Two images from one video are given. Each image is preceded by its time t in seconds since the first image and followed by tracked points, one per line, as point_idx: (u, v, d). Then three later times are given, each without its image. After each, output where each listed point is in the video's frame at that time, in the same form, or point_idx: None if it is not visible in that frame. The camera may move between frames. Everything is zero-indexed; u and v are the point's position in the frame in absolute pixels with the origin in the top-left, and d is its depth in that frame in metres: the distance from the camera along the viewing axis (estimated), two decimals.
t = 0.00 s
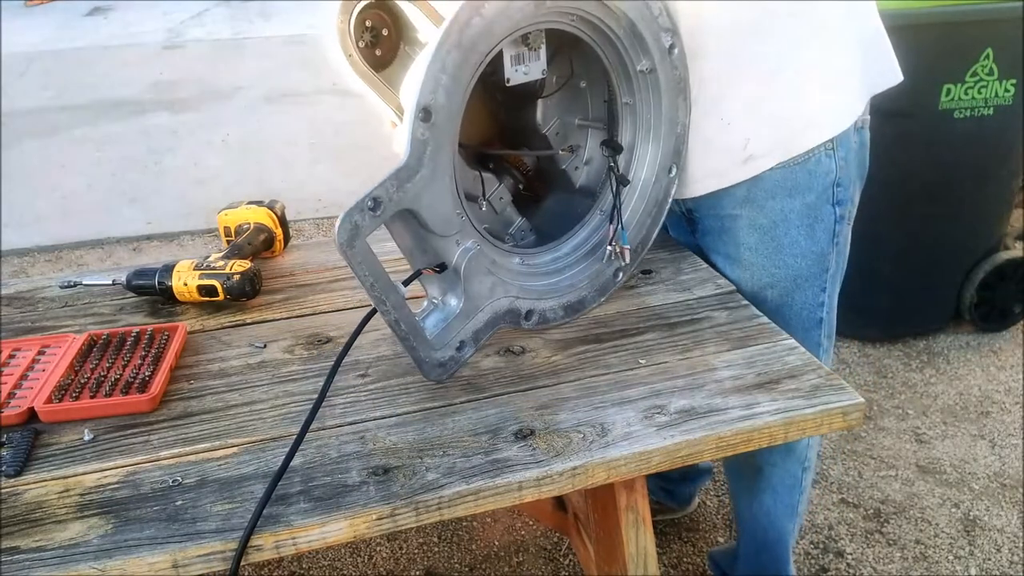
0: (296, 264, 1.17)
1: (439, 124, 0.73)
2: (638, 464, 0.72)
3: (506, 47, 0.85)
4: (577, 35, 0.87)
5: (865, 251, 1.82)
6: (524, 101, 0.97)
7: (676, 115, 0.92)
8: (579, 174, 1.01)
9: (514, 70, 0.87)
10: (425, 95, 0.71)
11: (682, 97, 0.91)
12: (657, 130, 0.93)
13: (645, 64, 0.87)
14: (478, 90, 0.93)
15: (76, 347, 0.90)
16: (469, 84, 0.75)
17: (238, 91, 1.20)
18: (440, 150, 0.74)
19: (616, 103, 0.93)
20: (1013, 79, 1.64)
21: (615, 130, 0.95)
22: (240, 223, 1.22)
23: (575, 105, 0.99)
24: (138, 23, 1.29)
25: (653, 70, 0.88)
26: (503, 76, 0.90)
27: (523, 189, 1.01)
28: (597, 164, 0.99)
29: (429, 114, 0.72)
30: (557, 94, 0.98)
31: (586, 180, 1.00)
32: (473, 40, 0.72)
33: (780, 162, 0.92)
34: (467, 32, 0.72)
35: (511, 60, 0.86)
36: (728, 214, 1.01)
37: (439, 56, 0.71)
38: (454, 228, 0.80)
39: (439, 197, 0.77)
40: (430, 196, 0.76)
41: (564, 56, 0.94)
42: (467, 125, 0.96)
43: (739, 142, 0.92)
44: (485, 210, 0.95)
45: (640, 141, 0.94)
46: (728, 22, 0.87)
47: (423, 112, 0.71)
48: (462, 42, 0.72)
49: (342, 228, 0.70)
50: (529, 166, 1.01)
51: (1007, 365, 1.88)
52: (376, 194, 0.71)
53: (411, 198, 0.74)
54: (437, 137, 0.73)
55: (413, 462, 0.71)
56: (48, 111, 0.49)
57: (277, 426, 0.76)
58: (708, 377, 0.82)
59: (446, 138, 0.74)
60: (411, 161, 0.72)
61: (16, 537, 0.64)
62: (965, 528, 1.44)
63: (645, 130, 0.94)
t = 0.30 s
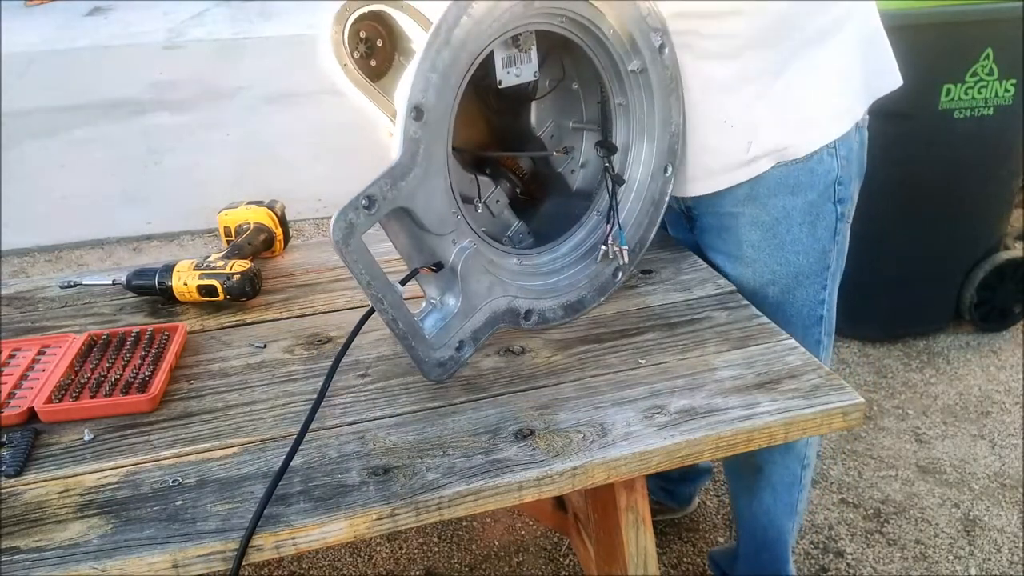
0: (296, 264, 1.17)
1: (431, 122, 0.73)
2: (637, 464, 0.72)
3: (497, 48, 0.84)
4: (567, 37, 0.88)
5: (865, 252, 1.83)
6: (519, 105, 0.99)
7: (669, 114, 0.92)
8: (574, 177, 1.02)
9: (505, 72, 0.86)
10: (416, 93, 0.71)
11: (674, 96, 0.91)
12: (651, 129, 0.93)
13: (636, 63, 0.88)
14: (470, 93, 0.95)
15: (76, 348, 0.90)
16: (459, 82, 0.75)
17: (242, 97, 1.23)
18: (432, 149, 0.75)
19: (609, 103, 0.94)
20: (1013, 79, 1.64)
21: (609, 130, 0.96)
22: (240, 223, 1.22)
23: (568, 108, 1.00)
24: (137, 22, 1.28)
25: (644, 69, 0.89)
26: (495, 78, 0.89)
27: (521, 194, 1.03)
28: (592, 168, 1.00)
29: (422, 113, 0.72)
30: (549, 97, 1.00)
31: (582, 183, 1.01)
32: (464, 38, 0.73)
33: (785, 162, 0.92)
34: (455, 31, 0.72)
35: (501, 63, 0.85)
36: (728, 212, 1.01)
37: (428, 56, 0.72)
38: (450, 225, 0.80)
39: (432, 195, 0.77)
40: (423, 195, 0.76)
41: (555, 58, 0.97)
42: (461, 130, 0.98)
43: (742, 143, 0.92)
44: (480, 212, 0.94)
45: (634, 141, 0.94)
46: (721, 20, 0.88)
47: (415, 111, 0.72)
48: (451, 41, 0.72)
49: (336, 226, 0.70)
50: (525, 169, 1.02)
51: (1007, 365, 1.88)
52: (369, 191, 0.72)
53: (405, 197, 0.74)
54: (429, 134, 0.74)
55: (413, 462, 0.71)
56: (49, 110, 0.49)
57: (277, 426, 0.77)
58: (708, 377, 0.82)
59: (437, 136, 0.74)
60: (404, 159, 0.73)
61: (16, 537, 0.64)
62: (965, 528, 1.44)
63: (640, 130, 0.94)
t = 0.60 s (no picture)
0: (296, 264, 1.17)
1: (411, 123, 0.74)
2: (637, 464, 0.72)
3: (472, 58, 0.89)
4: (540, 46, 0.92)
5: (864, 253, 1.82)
6: (501, 118, 1.05)
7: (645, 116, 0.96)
8: (563, 186, 1.04)
9: (483, 81, 0.90)
10: (394, 93, 0.72)
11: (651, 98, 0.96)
12: (631, 130, 0.96)
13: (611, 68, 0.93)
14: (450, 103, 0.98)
15: (76, 348, 0.90)
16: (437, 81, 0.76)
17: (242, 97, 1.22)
18: (415, 149, 0.76)
19: (586, 110, 0.98)
20: (1013, 79, 1.64)
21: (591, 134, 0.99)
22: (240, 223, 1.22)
23: (546, 117, 1.04)
24: (137, 22, 1.29)
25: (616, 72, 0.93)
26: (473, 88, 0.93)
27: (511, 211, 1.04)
28: (579, 177, 1.02)
29: (401, 113, 0.73)
30: (529, 108, 1.05)
31: (570, 191, 1.03)
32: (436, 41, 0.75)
33: (796, 166, 0.92)
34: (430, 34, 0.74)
35: (478, 73, 0.90)
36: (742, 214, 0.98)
37: (404, 58, 0.73)
38: (438, 225, 0.80)
39: (419, 194, 0.77)
40: (410, 194, 0.76)
41: (530, 69, 1.01)
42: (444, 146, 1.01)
43: (750, 145, 0.93)
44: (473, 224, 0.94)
45: (616, 143, 0.97)
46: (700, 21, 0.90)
47: (396, 110, 0.73)
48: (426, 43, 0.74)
49: (327, 223, 0.69)
50: (513, 183, 1.04)
51: (1007, 365, 1.88)
52: (356, 190, 0.71)
53: (393, 195, 0.74)
54: (411, 135, 0.75)
55: (413, 462, 0.71)
56: (49, 110, 0.49)
57: (277, 426, 0.76)
58: (708, 377, 0.82)
59: (418, 136, 0.76)
60: (389, 158, 0.73)
61: (16, 537, 0.64)
62: (965, 528, 1.44)
63: (621, 131, 0.96)
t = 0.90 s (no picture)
0: (296, 264, 1.17)
1: (391, 130, 0.77)
2: (637, 464, 0.72)
3: (445, 77, 0.89)
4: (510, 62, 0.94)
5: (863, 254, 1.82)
6: (481, 136, 1.06)
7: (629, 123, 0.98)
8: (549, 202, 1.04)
9: (459, 98, 0.90)
10: (372, 101, 0.75)
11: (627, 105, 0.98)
12: (608, 138, 0.97)
13: (580, 79, 0.95)
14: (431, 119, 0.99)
15: (76, 348, 0.90)
16: (412, 88, 0.79)
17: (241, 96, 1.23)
18: (397, 152, 0.78)
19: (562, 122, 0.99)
20: (1013, 79, 1.64)
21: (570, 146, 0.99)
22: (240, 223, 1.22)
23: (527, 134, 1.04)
24: (135, 23, 1.29)
25: (586, 81, 0.95)
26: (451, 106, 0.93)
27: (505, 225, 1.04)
28: (564, 192, 1.01)
29: (380, 119, 0.75)
30: (506, 126, 1.05)
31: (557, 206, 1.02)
32: (407, 51, 0.77)
33: (800, 166, 0.92)
34: (399, 47, 0.76)
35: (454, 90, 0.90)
36: (744, 216, 0.98)
37: (380, 67, 0.75)
38: (428, 228, 0.82)
39: (405, 195, 0.79)
40: (397, 196, 0.78)
41: (504, 86, 1.02)
42: (430, 162, 1.01)
43: (753, 148, 0.92)
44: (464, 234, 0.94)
45: (595, 151, 0.97)
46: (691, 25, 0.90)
47: (375, 117, 0.75)
48: (396, 55, 0.76)
49: (318, 224, 0.71)
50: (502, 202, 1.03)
51: (1007, 365, 1.88)
52: (343, 193, 0.73)
53: (380, 197, 0.76)
54: (393, 140, 0.77)
55: (413, 462, 0.71)
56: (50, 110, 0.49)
57: (277, 426, 0.77)
58: (708, 378, 0.82)
59: (399, 140, 0.78)
60: (373, 162, 0.76)
61: (16, 537, 0.64)
62: (965, 528, 1.44)
63: (598, 140, 0.97)
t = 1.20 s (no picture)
0: (296, 264, 1.17)
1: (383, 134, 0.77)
2: (637, 464, 0.72)
3: (438, 80, 0.89)
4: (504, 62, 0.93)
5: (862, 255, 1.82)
6: (477, 136, 1.05)
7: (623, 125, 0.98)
8: (547, 201, 1.03)
9: (452, 101, 0.90)
10: (363, 107, 0.75)
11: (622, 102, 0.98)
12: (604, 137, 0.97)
13: (576, 78, 0.95)
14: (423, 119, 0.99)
15: (76, 348, 0.90)
16: (402, 90, 0.79)
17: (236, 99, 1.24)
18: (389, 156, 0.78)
19: (558, 121, 0.99)
20: (1013, 79, 1.64)
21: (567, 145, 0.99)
22: (240, 223, 1.22)
23: (523, 133, 1.04)
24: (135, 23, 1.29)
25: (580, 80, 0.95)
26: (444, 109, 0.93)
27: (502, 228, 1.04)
28: (563, 191, 1.01)
29: (371, 125, 0.76)
30: (501, 127, 1.04)
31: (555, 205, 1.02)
32: (398, 55, 0.77)
33: (791, 169, 0.93)
34: (390, 50, 0.76)
35: (449, 92, 0.90)
36: (737, 219, 0.98)
37: (369, 73, 0.75)
38: (421, 232, 0.82)
39: (398, 198, 0.79)
40: (389, 199, 0.78)
41: (497, 87, 1.02)
42: (424, 165, 1.02)
43: (745, 150, 0.93)
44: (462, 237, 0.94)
45: (592, 150, 0.98)
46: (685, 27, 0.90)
47: (366, 123, 0.75)
48: (387, 58, 0.76)
49: (310, 231, 0.72)
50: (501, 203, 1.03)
51: (1007, 365, 1.89)
52: (335, 199, 0.74)
53: (373, 203, 0.77)
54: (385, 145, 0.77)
55: (413, 462, 0.71)
56: (47, 109, 0.49)
57: (277, 426, 0.77)
58: (708, 378, 0.82)
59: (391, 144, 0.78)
60: (364, 168, 0.76)
61: (16, 537, 0.64)
62: (966, 528, 1.44)
63: (595, 140, 0.98)
